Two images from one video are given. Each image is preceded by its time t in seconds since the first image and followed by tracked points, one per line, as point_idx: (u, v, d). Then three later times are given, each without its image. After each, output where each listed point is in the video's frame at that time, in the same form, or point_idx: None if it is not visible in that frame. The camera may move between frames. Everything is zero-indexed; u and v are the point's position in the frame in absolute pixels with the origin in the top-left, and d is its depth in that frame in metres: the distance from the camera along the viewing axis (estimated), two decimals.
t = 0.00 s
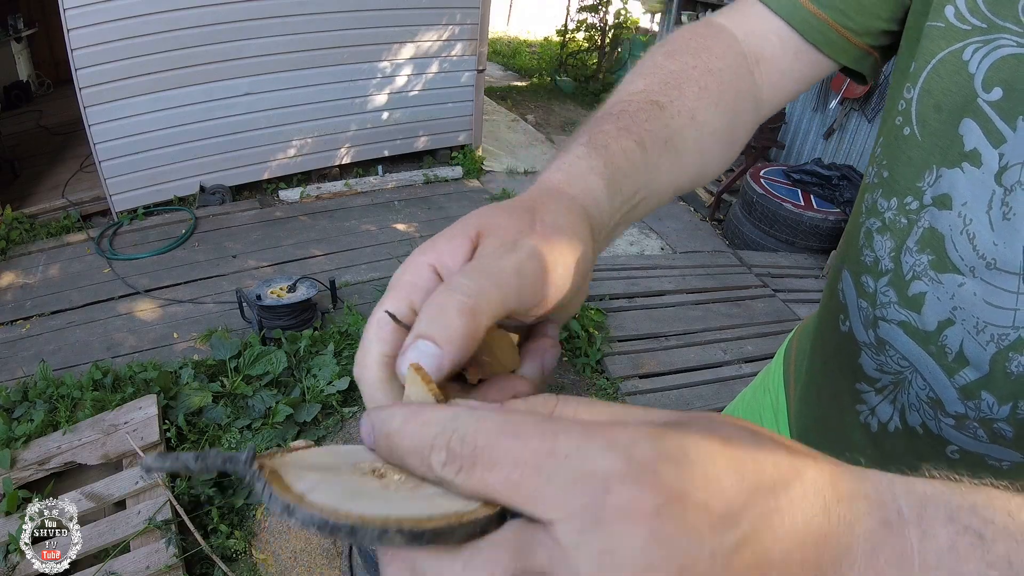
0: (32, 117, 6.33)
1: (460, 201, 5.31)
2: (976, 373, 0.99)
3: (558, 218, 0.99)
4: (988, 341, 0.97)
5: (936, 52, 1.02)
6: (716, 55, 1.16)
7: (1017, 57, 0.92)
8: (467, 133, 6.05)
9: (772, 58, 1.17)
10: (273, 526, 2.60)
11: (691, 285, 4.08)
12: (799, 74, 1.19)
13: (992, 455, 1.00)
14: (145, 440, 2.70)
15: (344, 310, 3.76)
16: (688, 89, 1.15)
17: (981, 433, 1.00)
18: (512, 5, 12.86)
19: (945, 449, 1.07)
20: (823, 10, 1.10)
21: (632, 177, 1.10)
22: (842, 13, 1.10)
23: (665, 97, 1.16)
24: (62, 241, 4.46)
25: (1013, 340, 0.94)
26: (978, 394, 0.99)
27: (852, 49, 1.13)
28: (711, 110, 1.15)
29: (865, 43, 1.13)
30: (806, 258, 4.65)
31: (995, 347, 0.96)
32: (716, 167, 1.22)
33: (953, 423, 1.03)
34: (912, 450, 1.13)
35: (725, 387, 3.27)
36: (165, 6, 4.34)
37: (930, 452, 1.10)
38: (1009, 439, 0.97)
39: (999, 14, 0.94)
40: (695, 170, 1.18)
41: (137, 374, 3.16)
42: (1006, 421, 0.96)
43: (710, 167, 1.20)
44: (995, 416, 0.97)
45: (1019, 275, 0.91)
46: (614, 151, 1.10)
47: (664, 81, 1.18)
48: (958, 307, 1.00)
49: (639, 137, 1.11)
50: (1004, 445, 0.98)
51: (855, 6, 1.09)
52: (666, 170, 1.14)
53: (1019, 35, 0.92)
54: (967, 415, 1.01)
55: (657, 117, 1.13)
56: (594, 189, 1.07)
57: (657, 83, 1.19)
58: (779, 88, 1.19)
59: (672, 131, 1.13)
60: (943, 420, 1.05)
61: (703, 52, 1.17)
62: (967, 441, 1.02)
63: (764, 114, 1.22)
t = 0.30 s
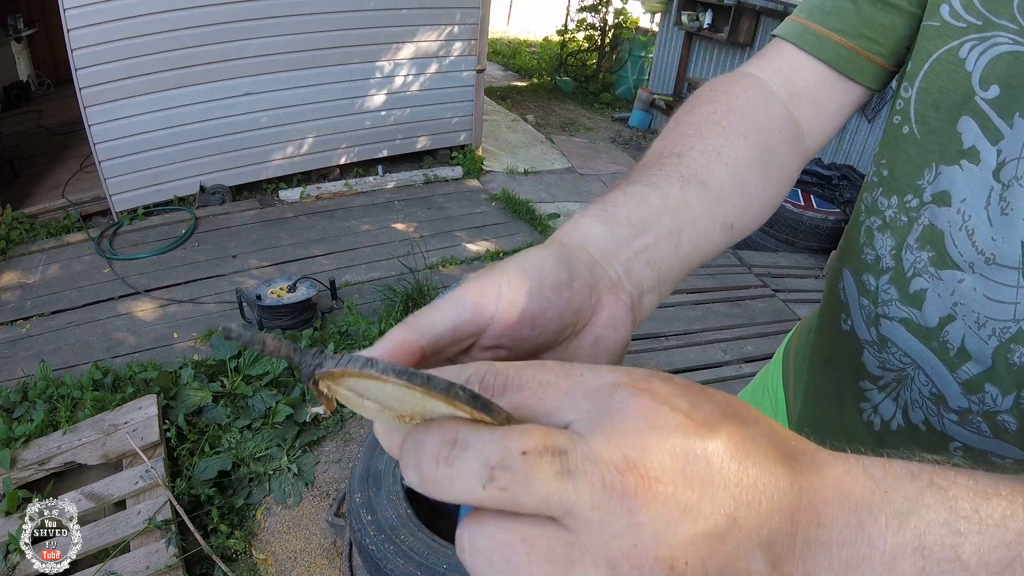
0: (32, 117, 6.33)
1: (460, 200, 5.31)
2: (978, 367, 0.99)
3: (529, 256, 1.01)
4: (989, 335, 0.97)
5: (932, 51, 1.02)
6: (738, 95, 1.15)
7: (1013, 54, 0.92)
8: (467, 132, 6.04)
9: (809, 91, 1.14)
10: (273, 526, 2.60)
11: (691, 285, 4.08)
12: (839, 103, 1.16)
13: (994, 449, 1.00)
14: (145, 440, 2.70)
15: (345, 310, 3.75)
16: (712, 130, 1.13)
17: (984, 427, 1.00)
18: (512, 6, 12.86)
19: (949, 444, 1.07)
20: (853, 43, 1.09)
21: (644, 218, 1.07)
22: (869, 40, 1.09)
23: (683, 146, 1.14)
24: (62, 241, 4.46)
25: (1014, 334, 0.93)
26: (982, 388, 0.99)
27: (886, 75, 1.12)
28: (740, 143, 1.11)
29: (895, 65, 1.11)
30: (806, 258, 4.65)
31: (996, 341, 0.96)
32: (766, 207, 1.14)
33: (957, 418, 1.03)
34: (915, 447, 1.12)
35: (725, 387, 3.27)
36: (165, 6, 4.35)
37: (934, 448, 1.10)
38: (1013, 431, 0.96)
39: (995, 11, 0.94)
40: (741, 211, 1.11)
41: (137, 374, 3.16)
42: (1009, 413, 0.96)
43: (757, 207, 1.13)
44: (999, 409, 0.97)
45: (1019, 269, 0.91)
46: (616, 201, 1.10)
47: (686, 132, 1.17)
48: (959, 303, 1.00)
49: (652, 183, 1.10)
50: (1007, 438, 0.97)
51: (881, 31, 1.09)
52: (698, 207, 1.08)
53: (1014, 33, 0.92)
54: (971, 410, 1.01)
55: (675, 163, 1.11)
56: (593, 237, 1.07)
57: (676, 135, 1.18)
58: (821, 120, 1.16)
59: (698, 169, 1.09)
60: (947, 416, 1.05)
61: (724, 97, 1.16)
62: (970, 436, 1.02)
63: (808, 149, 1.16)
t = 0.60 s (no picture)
0: (32, 117, 6.33)
1: (460, 200, 5.31)
2: (975, 370, 0.99)
3: (528, 269, 1.16)
4: (985, 338, 0.97)
5: (927, 52, 1.01)
6: (740, 117, 1.19)
7: (1011, 55, 0.92)
8: (467, 132, 6.04)
9: (820, 105, 1.14)
10: (273, 526, 2.60)
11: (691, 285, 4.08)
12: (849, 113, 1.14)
13: (991, 449, 1.00)
14: (145, 440, 2.70)
15: (344, 310, 3.75)
16: (715, 151, 1.18)
17: (981, 428, 0.99)
18: (512, 6, 12.85)
19: (945, 446, 1.07)
20: (861, 54, 1.09)
21: (636, 240, 1.16)
22: (873, 48, 1.08)
23: (684, 170, 1.20)
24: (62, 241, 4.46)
25: (1010, 336, 0.94)
26: (978, 390, 0.99)
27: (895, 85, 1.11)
28: (746, 160, 1.14)
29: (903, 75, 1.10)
30: (806, 258, 4.65)
31: (993, 343, 0.96)
32: (780, 226, 1.16)
33: (954, 420, 1.03)
34: (911, 448, 1.13)
35: (725, 387, 3.27)
36: (165, 6, 4.35)
37: (930, 449, 1.10)
38: (1010, 432, 0.96)
39: (991, 11, 0.94)
40: (751, 229, 1.14)
41: (137, 374, 3.16)
42: (1006, 414, 0.95)
43: (767, 225, 1.15)
44: (995, 410, 0.97)
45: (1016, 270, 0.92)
46: (617, 232, 1.19)
47: (693, 155, 1.21)
48: (955, 305, 1.00)
49: (649, 205, 1.18)
50: (1004, 439, 0.97)
51: (888, 40, 1.07)
52: (702, 227, 1.12)
53: (1012, 34, 0.92)
54: (968, 411, 1.01)
55: (676, 187, 1.18)
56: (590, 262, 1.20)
57: (682, 160, 1.23)
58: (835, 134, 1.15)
59: (702, 190, 1.14)
60: (943, 418, 1.05)
61: (731, 119, 1.20)
62: (967, 437, 1.02)
63: (823, 165, 1.16)
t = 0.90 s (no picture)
0: (32, 117, 6.33)
1: (460, 200, 5.31)
2: (978, 378, 0.99)
3: (527, 285, 1.06)
4: (989, 347, 0.97)
5: (930, 56, 1.01)
6: (738, 123, 1.16)
7: (1015, 61, 0.92)
8: (467, 132, 6.04)
9: (817, 110, 1.13)
10: (273, 526, 2.60)
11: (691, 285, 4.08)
12: (849, 116, 1.13)
13: (993, 457, 1.00)
14: (145, 440, 2.70)
15: (345, 310, 3.75)
16: (712, 159, 1.15)
17: (984, 436, 1.00)
18: (512, 6, 12.85)
19: (945, 453, 1.07)
20: (861, 57, 1.09)
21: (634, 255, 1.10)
22: (874, 50, 1.08)
23: (681, 179, 1.16)
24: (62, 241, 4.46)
25: (1014, 345, 0.94)
26: (981, 399, 0.99)
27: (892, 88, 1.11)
28: (744, 170, 1.12)
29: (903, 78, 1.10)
30: (806, 258, 4.65)
31: (996, 352, 0.96)
32: (777, 236, 1.14)
33: (955, 428, 1.03)
34: (912, 454, 1.13)
35: (725, 387, 3.27)
36: (166, 6, 4.35)
37: (931, 456, 1.10)
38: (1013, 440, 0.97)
39: (995, 15, 0.95)
40: (747, 240, 1.11)
41: (137, 374, 3.16)
42: (1009, 422, 0.96)
43: (766, 236, 1.13)
44: (998, 418, 0.97)
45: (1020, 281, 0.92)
46: (608, 244, 1.14)
47: (688, 163, 1.18)
48: (959, 314, 1.00)
49: (647, 215, 1.13)
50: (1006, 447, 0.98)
51: (890, 43, 1.08)
52: (699, 239, 1.09)
53: (1017, 39, 0.92)
54: (970, 419, 1.01)
55: (673, 195, 1.14)
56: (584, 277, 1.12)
57: (678, 167, 1.20)
58: (832, 138, 1.14)
59: (698, 198, 1.11)
60: (945, 426, 1.05)
61: (728, 126, 1.18)
62: (969, 445, 1.02)
63: (820, 171, 1.15)
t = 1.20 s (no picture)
0: (32, 117, 6.33)
1: (460, 200, 5.31)
2: (976, 381, 0.99)
3: (515, 301, 1.01)
4: (987, 349, 0.97)
5: (930, 55, 1.00)
6: (734, 116, 1.14)
7: (1017, 61, 0.92)
8: (467, 132, 6.04)
9: (815, 106, 1.12)
10: (273, 526, 2.60)
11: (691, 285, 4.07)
12: (847, 113, 1.13)
13: (991, 460, 1.00)
14: (145, 440, 2.70)
15: (344, 310, 3.75)
16: (708, 152, 1.13)
17: (981, 439, 1.00)
18: (512, 6, 12.85)
19: (942, 455, 1.07)
20: (859, 52, 1.07)
21: (632, 253, 1.07)
22: (874, 47, 1.07)
23: (678, 170, 1.13)
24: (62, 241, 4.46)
25: (1012, 348, 0.94)
26: (979, 401, 0.99)
27: (890, 83, 1.10)
28: (738, 164, 1.10)
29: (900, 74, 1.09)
30: (806, 258, 4.65)
31: (995, 355, 0.97)
32: (771, 233, 1.13)
33: (953, 430, 1.03)
34: (911, 456, 1.13)
35: (725, 387, 3.27)
36: (166, 6, 4.35)
37: (929, 458, 1.10)
38: (1010, 443, 0.97)
39: (997, 15, 0.94)
40: (742, 237, 1.10)
41: (137, 374, 3.16)
42: (1007, 425, 0.96)
43: (759, 232, 1.12)
44: (996, 421, 0.98)
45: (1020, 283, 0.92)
46: (600, 232, 1.11)
47: (683, 154, 1.16)
48: (958, 316, 1.00)
49: (645, 211, 1.10)
50: (1004, 449, 0.98)
51: (890, 40, 1.07)
52: (694, 238, 1.08)
53: (1018, 39, 0.92)
54: (968, 422, 1.01)
55: (669, 189, 1.11)
56: (569, 274, 1.08)
57: (673, 158, 1.17)
58: (828, 135, 1.14)
59: (693, 193, 1.09)
60: (943, 428, 1.05)
61: (725, 118, 1.15)
62: (966, 447, 1.03)
63: (814, 168, 1.15)
